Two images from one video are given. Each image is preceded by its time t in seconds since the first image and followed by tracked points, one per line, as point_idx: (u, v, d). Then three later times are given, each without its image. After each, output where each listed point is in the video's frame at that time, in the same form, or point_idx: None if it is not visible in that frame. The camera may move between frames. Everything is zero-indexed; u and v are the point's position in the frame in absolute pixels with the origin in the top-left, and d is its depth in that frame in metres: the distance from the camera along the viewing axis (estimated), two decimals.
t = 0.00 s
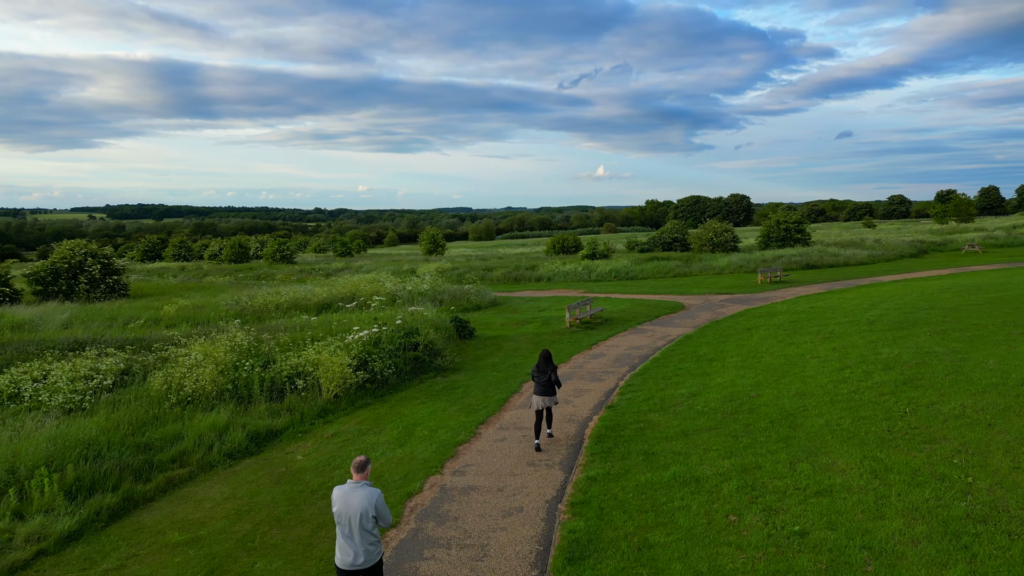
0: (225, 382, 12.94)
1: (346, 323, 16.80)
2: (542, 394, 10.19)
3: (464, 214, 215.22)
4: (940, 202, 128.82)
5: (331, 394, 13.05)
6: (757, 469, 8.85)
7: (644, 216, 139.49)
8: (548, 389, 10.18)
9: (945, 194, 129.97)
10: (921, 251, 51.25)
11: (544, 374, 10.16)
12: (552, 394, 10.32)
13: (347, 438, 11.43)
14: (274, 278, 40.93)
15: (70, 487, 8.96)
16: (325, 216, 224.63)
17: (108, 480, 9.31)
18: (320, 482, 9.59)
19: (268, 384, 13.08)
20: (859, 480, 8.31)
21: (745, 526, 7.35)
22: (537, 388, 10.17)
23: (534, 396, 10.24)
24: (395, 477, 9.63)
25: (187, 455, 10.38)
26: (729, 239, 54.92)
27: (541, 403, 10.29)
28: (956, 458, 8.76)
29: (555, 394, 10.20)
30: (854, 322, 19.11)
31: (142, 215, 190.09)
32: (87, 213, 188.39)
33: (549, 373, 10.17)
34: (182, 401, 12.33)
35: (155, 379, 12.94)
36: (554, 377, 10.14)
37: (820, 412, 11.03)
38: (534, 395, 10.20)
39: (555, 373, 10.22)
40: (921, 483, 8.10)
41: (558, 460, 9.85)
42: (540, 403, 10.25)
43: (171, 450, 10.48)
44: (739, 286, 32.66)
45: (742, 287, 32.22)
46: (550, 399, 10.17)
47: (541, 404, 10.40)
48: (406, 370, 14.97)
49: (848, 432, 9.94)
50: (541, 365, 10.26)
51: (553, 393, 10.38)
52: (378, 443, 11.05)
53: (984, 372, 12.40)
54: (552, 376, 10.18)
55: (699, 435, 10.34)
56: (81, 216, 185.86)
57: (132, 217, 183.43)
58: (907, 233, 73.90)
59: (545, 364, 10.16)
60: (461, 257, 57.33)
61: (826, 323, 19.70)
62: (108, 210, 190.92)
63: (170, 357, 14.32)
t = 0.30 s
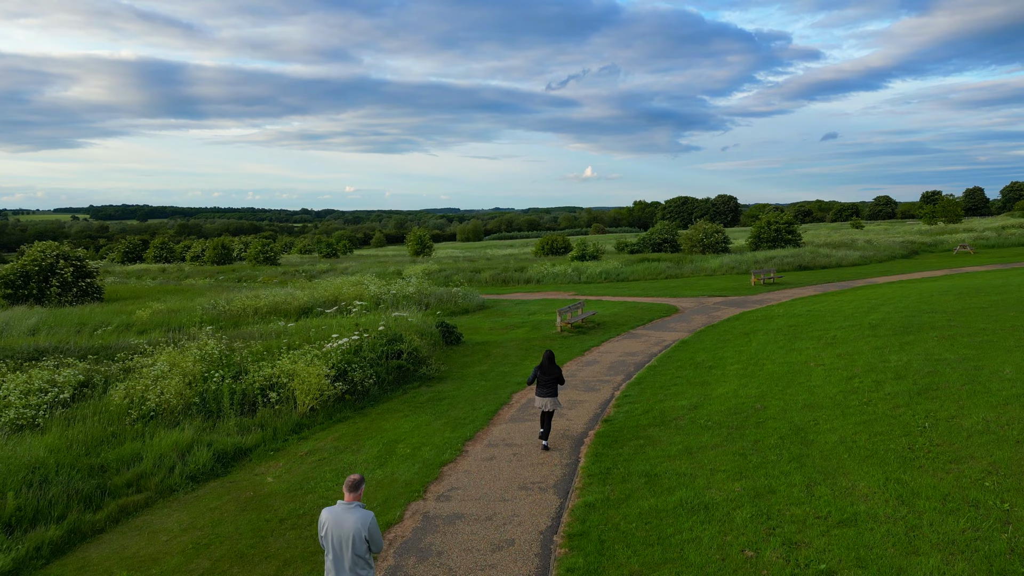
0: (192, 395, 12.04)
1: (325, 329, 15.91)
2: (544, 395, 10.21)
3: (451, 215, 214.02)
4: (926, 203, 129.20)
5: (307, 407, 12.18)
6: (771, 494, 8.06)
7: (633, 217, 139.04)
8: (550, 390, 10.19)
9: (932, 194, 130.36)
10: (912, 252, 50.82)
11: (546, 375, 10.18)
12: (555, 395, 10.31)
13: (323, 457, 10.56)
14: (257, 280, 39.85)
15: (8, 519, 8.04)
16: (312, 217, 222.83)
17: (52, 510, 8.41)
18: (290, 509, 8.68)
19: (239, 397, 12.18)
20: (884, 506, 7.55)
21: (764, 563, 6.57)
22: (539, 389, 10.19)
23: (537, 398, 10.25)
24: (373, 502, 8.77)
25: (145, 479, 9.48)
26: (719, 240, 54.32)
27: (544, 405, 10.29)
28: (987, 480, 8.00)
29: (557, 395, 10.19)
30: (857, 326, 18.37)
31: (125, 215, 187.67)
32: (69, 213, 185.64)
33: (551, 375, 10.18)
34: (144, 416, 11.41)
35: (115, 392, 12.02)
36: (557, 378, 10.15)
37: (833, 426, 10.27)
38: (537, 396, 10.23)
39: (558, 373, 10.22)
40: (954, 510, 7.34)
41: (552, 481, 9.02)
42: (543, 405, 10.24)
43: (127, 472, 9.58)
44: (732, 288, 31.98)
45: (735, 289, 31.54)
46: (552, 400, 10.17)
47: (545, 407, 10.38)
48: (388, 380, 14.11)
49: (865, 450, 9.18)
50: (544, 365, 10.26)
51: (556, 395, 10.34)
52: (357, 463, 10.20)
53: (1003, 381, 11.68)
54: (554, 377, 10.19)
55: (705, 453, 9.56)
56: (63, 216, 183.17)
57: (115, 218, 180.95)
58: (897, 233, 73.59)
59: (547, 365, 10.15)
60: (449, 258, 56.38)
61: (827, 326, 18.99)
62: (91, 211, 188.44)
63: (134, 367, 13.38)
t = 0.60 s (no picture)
0: (152, 412, 11.15)
1: (301, 337, 15.01)
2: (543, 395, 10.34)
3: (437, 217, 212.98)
4: (911, 206, 129.65)
5: (278, 423, 11.31)
6: (785, 523, 7.30)
7: (619, 220, 138.76)
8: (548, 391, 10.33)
9: (916, 196, 131.07)
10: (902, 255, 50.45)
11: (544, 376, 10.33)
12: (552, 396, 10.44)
13: (293, 479, 9.70)
14: (236, 284, 38.72)
15: None
16: (297, 219, 221.01)
17: None
18: (252, 541, 7.81)
19: (204, 413, 11.30)
20: (912, 538, 6.80)
21: None
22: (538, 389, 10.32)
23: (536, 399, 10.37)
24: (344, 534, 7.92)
25: (93, 507, 8.59)
26: (708, 243, 53.73)
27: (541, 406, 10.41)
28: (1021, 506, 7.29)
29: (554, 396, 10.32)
30: (856, 331, 17.71)
31: (107, 218, 185.31)
32: (49, 215, 183.14)
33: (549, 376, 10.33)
34: (98, 435, 10.51)
35: (69, 409, 11.10)
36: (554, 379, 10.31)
37: (845, 443, 9.53)
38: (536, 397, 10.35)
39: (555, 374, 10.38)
40: (990, 543, 6.61)
41: (542, 508, 8.21)
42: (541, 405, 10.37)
43: (74, 500, 8.68)
44: (722, 291, 31.31)
45: (726, 293, 30.86)
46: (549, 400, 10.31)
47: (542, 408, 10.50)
48: (367, 393, 13.26)
49: (883, 472, 8.45)
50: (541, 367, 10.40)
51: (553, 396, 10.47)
52: (329, 486, 9.34)
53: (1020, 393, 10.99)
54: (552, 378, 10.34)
55: (707, 474, 8.81)
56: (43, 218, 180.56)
57: (96, 220, 178.51)
58: (884, 236, 73.40)
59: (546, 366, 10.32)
60: (434, 261, 55.45)
61: (825, 332, 18.29)
62: (72, 213, 185.90)
63: (91, 381, 12.45)
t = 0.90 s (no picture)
0: (108, 430, 10.29)
1: (275, 346, 14.15)
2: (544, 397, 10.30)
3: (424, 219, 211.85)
4: (896, 208, 130.17)
5: (247, 441, 10.47)
6: (804, 559, 6.56)
7: (607, 222, 138.25)
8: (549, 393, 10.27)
9: (903, 198, 131.42)
10: (893, 257, 50.04)
11: (545, 377, 10.28)
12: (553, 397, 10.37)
13: (259, 505, 8.84)
14: (215, 287, 37.66)
15: None
16: (284, 221, 219.39)
17: None
18: None
19: (166, 431, 10.44)
20: None
21: None
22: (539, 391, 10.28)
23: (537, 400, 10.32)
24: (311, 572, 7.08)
25: (32, 541, 7.72)
26: (698, 245, 53.17)
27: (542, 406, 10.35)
28: None
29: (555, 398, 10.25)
30: (857, 337, 17.01)
31: (90, 220, 182.98)
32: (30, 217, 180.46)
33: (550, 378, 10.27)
34: (47, 457, 9.65)
35: (16, 427, 10.22)
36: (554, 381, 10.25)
37: (859, 463, 8.81)
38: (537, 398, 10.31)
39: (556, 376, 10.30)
40: None
41: (532, 540, 7.40)
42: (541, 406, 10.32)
43: (12, 532, 7.82)
44: (715, 295, 30.66)
45: (718, 296, 30.21)
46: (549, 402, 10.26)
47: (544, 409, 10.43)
48: (344, 407, 12.42)
49: (905, 498, 7.74)
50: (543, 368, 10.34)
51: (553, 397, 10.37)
52: (297, 514, 8.48)
53: None
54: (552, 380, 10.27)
55: (712, 500, 8.06)
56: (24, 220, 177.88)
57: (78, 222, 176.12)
58: (872, 238, 73.20)
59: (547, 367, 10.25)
60: (421, 264, 54.53)
61: (825, 338, 17.60)
62: (55, 215, 183.42)
63: (45, 395, 11.57)
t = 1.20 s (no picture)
0: (61, 450, 9.46)
1: (248, 355, 13.33)
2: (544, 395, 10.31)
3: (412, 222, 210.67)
4: (883, 211, 130.56)
5: (212, 461, 9.67)
6: None
7: (595, 224, 137.78)
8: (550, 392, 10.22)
9: (888, 201, 131.99)
10: (883, 260, 49.75)
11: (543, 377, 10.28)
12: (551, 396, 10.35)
13: (222, 533, 8.05)
14: (194, 292, 36.57)
15: None
16: (270, 223, 217.54)
17: None
18: None
19: (124, 450, 9.62)
20: None
21: None
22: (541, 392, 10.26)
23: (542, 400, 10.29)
24: None
25: None
26: (687, 247, 52.64)
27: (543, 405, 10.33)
28: None
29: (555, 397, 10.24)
30: (858, 343, 16.43)
31: (73, 222, 180.59)
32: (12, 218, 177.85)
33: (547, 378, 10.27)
34: None
35: None
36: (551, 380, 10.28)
37: (876, 484, 8.15)
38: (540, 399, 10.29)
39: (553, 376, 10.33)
40: None
41: None
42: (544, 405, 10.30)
43: None
44: (707, 298, 30.06)
45: (710, 300, 29.61)
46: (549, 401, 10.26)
47: (544, 408, 10.42)
48: (321, 421, 11.65)
49: (931, 526, 7.07)
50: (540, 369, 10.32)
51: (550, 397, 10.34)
52: (263, 543, 7.69)
53: None
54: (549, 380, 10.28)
55: (720, 528, 7.35)
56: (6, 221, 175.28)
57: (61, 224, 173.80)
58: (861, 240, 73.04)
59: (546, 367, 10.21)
60: (407, 266, 53.68)
61: (824, 344, 16.97)
62: (37, 215, 180.91)
63: None
